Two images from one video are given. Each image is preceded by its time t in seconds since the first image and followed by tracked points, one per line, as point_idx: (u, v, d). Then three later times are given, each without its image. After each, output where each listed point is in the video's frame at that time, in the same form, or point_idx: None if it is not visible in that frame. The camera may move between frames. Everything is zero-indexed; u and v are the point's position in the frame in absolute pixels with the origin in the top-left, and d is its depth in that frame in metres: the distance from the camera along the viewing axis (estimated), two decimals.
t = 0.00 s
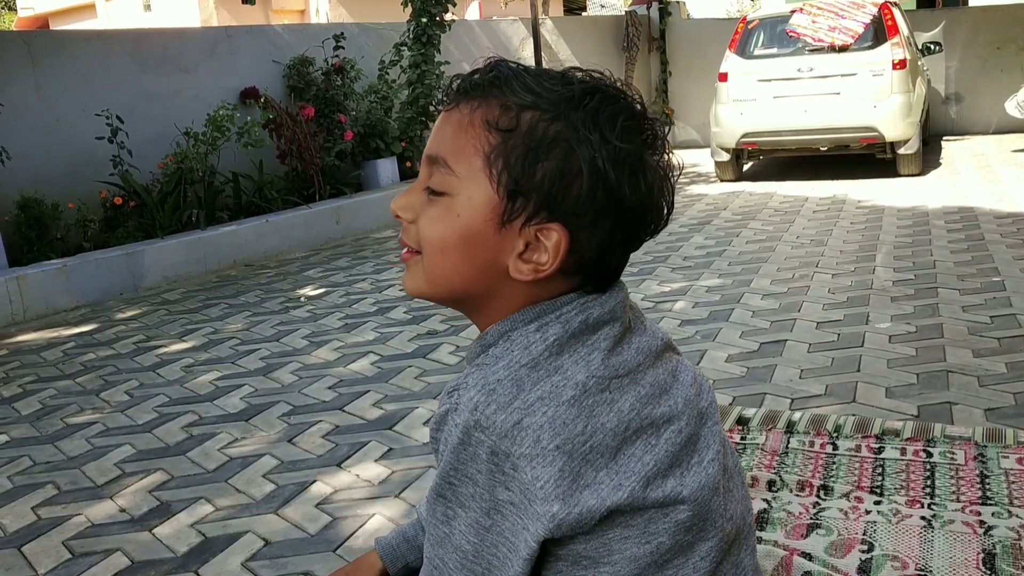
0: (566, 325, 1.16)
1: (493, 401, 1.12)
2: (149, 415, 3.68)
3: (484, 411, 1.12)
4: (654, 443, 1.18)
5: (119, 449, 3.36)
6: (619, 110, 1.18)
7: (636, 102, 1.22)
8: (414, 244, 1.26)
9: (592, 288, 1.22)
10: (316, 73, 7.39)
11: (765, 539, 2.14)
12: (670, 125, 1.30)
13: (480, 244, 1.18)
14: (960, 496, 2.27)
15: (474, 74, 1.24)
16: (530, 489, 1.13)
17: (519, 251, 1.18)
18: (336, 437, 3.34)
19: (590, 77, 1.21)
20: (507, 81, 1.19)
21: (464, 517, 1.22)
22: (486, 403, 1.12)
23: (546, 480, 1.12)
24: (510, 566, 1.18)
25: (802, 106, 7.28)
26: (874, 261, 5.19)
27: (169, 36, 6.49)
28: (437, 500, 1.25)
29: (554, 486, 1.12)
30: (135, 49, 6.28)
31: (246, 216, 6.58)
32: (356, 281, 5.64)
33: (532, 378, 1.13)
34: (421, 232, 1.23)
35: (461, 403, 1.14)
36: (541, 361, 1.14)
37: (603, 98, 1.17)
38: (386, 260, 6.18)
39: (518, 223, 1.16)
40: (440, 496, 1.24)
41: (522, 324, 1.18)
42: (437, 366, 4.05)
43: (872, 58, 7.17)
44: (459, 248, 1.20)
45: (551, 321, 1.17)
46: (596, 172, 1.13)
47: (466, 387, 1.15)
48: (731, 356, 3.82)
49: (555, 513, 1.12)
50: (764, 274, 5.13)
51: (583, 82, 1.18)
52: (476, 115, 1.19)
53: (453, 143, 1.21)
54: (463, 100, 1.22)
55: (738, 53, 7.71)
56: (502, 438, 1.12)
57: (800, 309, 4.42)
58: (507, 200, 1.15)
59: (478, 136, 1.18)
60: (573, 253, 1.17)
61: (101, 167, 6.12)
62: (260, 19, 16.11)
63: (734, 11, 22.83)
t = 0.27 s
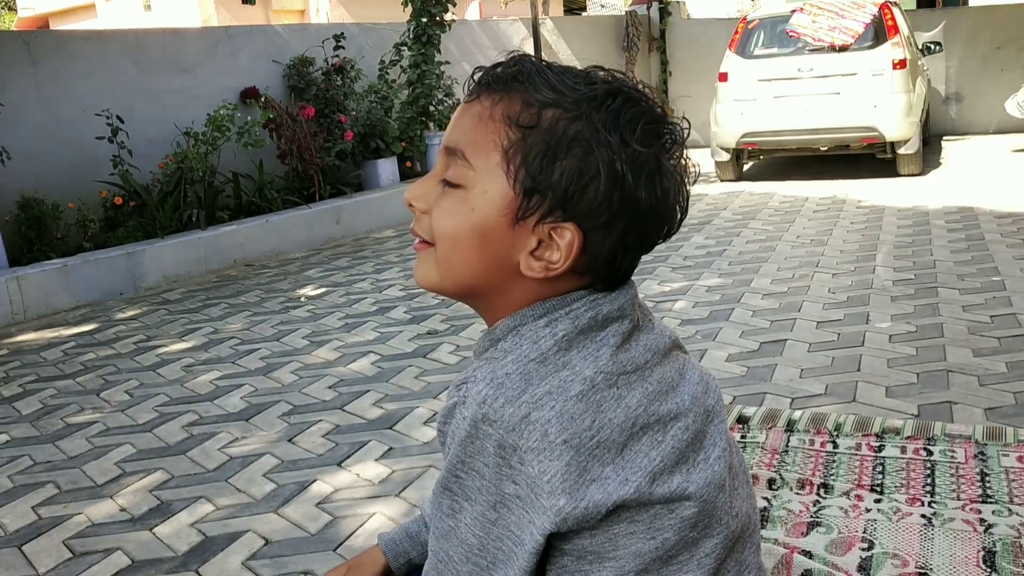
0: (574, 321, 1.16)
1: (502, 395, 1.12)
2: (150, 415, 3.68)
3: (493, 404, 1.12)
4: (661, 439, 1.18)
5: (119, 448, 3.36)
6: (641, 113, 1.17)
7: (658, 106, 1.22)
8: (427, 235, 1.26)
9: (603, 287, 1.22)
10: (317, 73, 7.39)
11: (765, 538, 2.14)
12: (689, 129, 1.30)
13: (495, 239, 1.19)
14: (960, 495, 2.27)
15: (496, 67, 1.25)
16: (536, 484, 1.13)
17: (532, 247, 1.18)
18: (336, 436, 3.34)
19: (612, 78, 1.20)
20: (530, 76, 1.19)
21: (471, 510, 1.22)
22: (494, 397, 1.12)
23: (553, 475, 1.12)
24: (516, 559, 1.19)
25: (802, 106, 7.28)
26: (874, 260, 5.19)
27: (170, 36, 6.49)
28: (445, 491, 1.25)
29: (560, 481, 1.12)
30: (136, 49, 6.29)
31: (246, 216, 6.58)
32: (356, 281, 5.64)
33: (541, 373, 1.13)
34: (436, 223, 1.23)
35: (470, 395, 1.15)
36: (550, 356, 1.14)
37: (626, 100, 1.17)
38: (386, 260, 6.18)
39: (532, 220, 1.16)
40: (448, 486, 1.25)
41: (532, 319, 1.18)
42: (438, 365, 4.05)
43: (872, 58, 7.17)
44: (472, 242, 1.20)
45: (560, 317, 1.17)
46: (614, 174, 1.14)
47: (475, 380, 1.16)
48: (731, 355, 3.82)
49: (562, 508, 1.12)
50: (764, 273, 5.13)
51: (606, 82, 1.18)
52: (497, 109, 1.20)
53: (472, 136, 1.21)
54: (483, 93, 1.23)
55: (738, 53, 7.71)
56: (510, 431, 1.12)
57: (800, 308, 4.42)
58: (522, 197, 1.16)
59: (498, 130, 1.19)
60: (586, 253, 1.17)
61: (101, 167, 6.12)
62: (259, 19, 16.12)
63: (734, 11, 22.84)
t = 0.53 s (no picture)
0: (592, 319, 1.17)
1: (523, 393, 1.12)
2: (150, 415, 3.68)
3: (514, 403, 1.12)
4: (676, 438, 1.18)
5: (120, 449, 3.36)
6: (658, 112, 1.23)
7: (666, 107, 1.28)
8: (452, 233, 1.23)
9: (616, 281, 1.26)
10: (317, 73, 7.40)
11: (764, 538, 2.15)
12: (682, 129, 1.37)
13: (532, 235, 1.18)
14: (959, 494, 2.28)
15: (517, 61, 1.24)
16: (557, 482, 1.12)
17: (569, 243, 1.19)
18: (336, 436, 3.34)
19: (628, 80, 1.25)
20: (556, 73, 1.20)
21: (487, 508, 1.21)
22: (516, 395, 1.12)
23: (576, 474, 1.12)
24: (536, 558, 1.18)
25: (802, 107, 7.29)
26: (874, 260, 5.19)
27: (170, 37, 6.50)
28: (458, 490, 1.24)
29: (583, 480, 1.12)
30: (136, 49, 6.29)
31: (246, 216, 6.59)
32: (356, 281, 5.64)
33: (561, 372, 1.13)
34: (465, 219, 1.20)
35: (490, 394, 1.14)
36: (569, 355, 1.14)
37: (646, 99, 1.22)
38: (387, 260, 6.18)
39: (573, 216, 1.17)
40: (462, 486, 1.23)
41: (549, 317, 1.19)
42: (438, 365, 4.05)
43: (872, 58, 7.18)
44: (509, 238, 1.18)
45: (577, 316, 1.17)
46: (649, 171, 1.19)
47: (495, 378, 1.15)
48: (731, 355, 3.82)
49: (584, 507, 1.12)
50: (764, 273, 5.14)
51: (626, 81, 1.23)
52: (528, 104, 1.19)
53: (503, 129, 1.19)
54: (507, 88, 1.21)
55: (737, 53, 7.72)
56: (531, 431, 1.11)
57: (799, 308, 4.42)
58: (565, 194, 1.16)
59: (534, 124, 1.18)
60: (619, 249, 1.20)
61: (101, 167, 6.12)
62: (259, 19, 16.13)
63: (735, 11, 22.83)
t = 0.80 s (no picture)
0: (612, 318, 1.17)
1: (544, 391, 1.12)
2: (150, 414, 3.68)
3: (535, 400, 1.11)
4: (694, 441, 1.18)
5: (119, 448, 3.36)
6: (663, 100, 1.24)
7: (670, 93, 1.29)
8: (462, 236, 1.22)
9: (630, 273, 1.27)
10: (317, 73, 7.40)
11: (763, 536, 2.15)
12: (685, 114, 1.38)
13: (546, 233, 1.18)
14: (958, 493, 2.28)
15: (521, 58, 1.24)
16: (577, 481, 1.12)
17: (583, 239, 1.19)
18: (336, 435, 3.34)
19: (632, 69, 1.24)
20: (560, 68, 1.20)
21: (502, 504, 1.21)
22: (537, 393, 1.12)
23: (596, 474, 1.11)
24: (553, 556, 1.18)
25: (802, 106, 7.29)
26: (874, 260, 5.20)
27: (170, 36, 6.50)
28: (474, 485, 1.23)
29: (602, 480, 1.12)
30: (136, 49, 6.29)
31: (246, 216, 6.59)
32: (356, 281, 5.64)
33: (582, 371, 1.13)
34: (476, 221, 1.20)
35: (510, 391, 1.14)
36: (589, 354, 1.14)
37: (651, 87, 1.23)
38: (386, 259, 6.18)
39: (586, 212, 1.18)
40: (478, 481, 1.22)
41: (568, 315, 1.19)
42: (437, 365, 4.05)
43: (872, 58, 7.18)
44: (523, 238, 1.18)
45: (597, 315, 1.17)
46: (660, 159, 1.19)
47: (514, 376, 1.15)
48: (731, 354, 3.82)
49: (602, 507, 1.12)
50: (764, 273, 5.14)
51: (630, 70, 1.23)
52: (533, 101, 1.19)
53: (510, 129, 1.19)
54: (513, 86, 1.21)
55: (737, 53, 7.72)
56: (552, 429, 1.11)
57: (799, 308, 4.42)
58: (576, 189, 1.17)
59: (541, 122, 1.18)
60: (632, 241, 1.21)
61: (101, 167, 6.12)
62: (259, 18, 16.13)
63: (735, 11, 22.82)
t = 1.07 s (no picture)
0: (637, 313, 1.16)
1: (569, 384, 1.11)
2: (149, 414, 3.68)
3: (558, 392, 1.11)
4: (713, 440, 1.18)
5: (119, 448, 3.36)
6: (670, 82, 1.24)
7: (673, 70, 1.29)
8: (486, 241, 1.23)
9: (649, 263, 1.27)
10: (316, 73, 7.40)
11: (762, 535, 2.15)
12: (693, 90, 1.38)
13: (569, 231, 1.18)
14: (957, 492, 2.27)
15: (523, 55, 1.24)
16: (597, 475, 1.11)
17: (605, 234, 1.19)
18: (336, 435, 3.34)
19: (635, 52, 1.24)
20: (566, 65, 1.20)
21: (520, 495, 1.19)
22: (561, 385, 1.11)
23: (618, 468, 1.11)
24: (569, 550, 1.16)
25: (802, 106, 7.28)
26: (874, 260, 5.19)
27: (170, 36, 6.49)
28: (492, 475, 1.21)
29: (622, 475, 1.11)
30: (135, 49, 6.29)
31: (246, 216, 6.59)
32: (356, 281, 5.64)
33: (606, 365, 1.12)
34: (499, 224, 1.20)
35: (533, 383, 1.13)
36: (613, 349, 1.14)
37: (657, 73, 1.23)
38: (386, 260, 6.18)
39: (607, 206, 1.18)
40: (496, 472, 1.21)
41: (592, 308, 1.19)
42: (437, 364, 4.05)
43: (872, 57, 7.17)
44: (547, 238, 1.18)
45: (621, 309, 1.17)
46: (672, 144, 1.19)
47: (537, 370, 1.14)
48: (730, 354, 3.82)
49: (621, 501, 1.11)
50: (764, 272, 5.13)
51: (635, 56, 1.22)
52: (544, 101, 1.18)
53: (519, 129, 1.19)
54: (519, 86, 1.21)
55: (737, 52, 7.72)
56: (575, 421, 1.10)
57: (799, 307, 4.42)
58: (595, 185, 1.17)
59: (551, 119, 1.17)
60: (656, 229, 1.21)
61: (101, 167, 6.12)
62: (259, 19, 16.12)
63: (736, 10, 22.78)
